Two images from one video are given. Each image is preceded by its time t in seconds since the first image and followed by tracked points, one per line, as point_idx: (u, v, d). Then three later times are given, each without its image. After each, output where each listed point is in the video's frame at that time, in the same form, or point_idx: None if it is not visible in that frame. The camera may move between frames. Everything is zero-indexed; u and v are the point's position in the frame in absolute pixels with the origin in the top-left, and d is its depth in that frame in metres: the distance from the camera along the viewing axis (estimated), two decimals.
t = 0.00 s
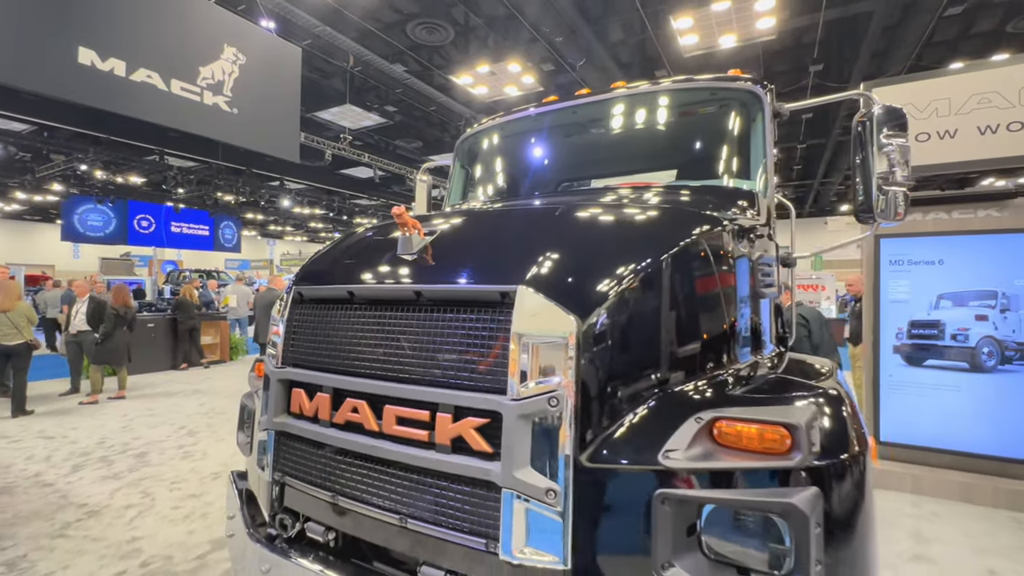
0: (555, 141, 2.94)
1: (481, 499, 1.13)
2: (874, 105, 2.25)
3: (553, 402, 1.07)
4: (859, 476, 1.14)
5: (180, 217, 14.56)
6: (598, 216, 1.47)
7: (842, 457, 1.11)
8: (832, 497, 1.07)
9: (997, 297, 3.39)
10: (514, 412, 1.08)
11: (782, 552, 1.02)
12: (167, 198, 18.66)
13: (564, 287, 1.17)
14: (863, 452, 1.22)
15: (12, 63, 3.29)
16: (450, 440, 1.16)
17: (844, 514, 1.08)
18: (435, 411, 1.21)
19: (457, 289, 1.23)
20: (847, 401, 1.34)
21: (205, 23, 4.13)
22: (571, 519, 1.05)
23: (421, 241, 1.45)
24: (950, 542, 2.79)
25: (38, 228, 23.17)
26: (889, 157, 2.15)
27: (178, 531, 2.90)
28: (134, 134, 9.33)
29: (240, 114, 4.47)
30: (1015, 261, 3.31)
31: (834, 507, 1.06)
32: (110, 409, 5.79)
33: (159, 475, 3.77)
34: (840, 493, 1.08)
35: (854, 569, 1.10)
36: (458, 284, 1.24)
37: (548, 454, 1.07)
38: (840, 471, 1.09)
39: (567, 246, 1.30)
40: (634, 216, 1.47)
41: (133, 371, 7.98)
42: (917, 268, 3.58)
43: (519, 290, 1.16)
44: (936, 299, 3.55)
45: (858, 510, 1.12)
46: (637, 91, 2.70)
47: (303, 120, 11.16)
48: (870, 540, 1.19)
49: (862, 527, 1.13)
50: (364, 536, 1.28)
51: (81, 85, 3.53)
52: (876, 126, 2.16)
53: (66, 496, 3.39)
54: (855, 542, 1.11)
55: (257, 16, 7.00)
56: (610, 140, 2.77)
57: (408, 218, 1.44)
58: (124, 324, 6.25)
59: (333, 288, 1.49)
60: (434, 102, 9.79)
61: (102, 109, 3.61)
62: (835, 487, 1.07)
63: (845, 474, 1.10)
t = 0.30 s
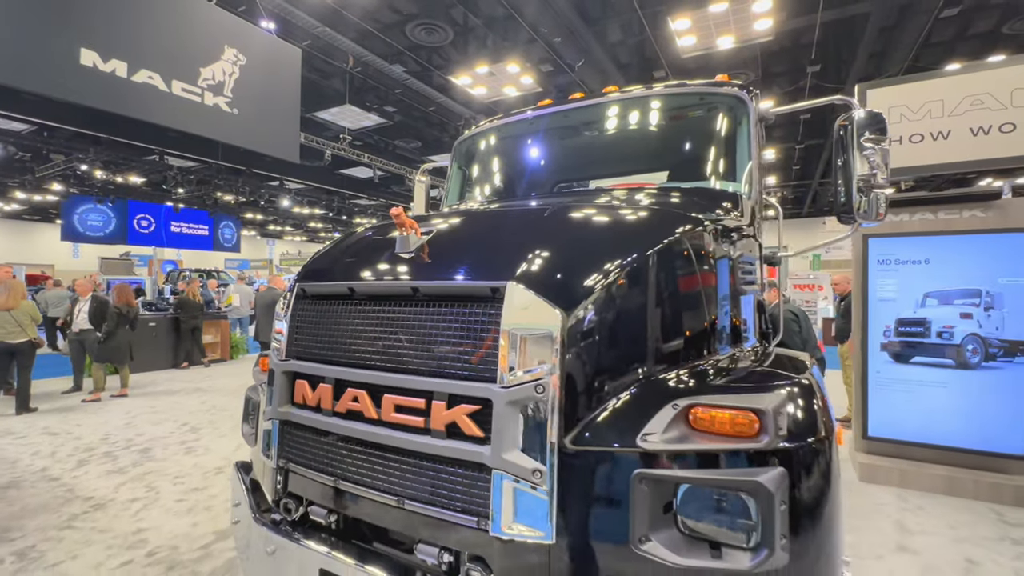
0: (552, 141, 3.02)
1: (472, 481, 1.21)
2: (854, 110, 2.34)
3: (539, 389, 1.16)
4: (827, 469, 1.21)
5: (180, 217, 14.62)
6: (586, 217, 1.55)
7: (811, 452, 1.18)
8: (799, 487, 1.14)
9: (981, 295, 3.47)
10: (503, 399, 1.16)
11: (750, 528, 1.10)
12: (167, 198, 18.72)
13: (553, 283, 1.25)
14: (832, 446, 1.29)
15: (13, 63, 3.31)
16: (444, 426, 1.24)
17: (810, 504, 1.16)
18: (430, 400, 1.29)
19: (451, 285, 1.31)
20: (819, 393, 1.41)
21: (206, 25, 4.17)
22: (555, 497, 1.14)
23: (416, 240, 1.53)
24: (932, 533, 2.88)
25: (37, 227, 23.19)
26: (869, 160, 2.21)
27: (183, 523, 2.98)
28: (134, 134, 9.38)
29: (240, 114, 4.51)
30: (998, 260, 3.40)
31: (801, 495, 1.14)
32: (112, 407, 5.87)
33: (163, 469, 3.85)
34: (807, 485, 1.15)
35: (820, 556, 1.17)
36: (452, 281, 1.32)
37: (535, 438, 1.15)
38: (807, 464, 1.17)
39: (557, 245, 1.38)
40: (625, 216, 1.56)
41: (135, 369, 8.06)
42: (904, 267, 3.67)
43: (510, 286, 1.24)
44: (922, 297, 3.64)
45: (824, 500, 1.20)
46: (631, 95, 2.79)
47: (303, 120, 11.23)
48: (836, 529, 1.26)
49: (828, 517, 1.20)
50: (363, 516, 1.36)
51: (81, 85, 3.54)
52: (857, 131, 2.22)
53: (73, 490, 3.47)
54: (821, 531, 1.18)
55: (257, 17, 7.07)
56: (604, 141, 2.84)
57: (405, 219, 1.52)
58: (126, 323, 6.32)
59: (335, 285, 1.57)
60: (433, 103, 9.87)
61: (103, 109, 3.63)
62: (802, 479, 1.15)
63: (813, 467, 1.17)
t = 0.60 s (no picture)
0: (547, 142, 3.07)
1: (460, 469, 1.28)
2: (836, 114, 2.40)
3: (523, 380, 1.23)
4: (797, 462, 1.27)
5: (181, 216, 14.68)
6: (572, 219, 1.62)
7: (782, 446, 1.24)
8: (769, 478, 1.20)
9: (967, 295, 3.54)
10: (488, 390, 1.23)
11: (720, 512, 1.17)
12: (167, 198, 18.77)
13: (538, 281, 1.32)
14: (803, 439, 1.36)
15: (12, 63, 3.36)
16: (433, 417, 1.31)
17: (779, 495, 1.21)
18: (421, 392, 1.36)
19: (442, 283, 1.38)
20: (793, 388, 1.48)
21: (206, 27, 4.23)
22: (538, 483, 1.21)
23: (409, 240, 1.60)
24: (915, 526, 2.96)
25: (36, 227, 23.21)
26: (850, 164, 2.29)
27: (184, 517, 3.05)
28: (134, 134, 9.43)
29: (240, 115, 4.57)
30: (983, 260, 3.47)
31: (770, 486, 1.20)
32: (114, 405, 5.93)
33: (164, 465, 3.92)
34: (776, 477, 1.21)
35: (788, 544, 1.23)
36: (443, 280, 1.39)
37: (518, 428, 1.22)
38: (778, 458, 1.23)
39: (544, 245, 1.45)
40: (610, 217, 1.63)
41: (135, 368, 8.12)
42: (892, 266, 3.75)
43: (497, 284, 1.31)
44: (909, 297, 3.71)
45: (794, 491, 1.25)
46: (623, 98, 2.86)
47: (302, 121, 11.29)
48: (805, 517, 1.33)
49: (798, 508, 1.26)
50: (358, 504, 1.43)
51: (81, 84, 3.59)
52: (839, 135, 2.30)
53: (76, 485, 3.54)
54: (791, 521, 1.24)
55: (256, 18, 7.13)
56: (598, 142, 2.90)
57: (398, 221, 1.59)
58: (127, 322, 6.37)
59: (332, 284, 1.64)
60: (433, 103, 9.94)
61: (103, 109, 3.69)
62: (772, 472, 1.21)
63: (783, 461, 1.23)
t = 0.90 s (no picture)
0: (541, 142, 3.13)
1: (446, 458, 1.34)
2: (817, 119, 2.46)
3: (506, 372, 1.29)
4: (767, 455, 1.33)
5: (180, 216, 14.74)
6: (559, 219, 1.68)
7: (753, 440, 1.29)
8: (739, 470, 1.26)
9: (953, 294, 3.60)
10: (473, 381, 1.29)
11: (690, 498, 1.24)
12: (166, 197, 18.82)
13: (524, 278, 1.38)
14: (774, 432, 1.42)
15: (14, 63, 3.40)
16: (421, 408, 1.37)
17: (750, 486, 1.27)
18: (409, 384, 1.42)
19: (431, 280, 1.44)
20: (767, 383, 1.54)
21: (206, 28, 4.29)
22: (519, 471, 1.28)
23: (400, 239, 1.66)
24: (899, 520, 3.02)
25: (36, 226, 23.24)
26: (832, 166, 2.34)
27: (183, 511, 3.11)
28: (134, 133, 9.48)
29: (239, 115, 4.62)
30: (968, 258, 3.53)
31: (740, 477, 1.26)
32: (114, 403, 5.99)
33: (163, 461, 3.98)
34: (747, 468, 1.27)
35: (757, 532, 1.29)
36: (432, 277, 1.45)
37: (500, 417, 1.29)
38: (749, 452, 1.29)
39: (530, 243, 1.51)
40: (594, 218, 1.69)
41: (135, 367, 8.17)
42: (880, 266, 3.81)
43: (482, 281, 1.37)
44: (897, 295, 3.77)
45: (764, 483, 1.32)
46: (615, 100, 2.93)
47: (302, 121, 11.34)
48: (774, 508, 1.39)
49: (767, 498, 1.32)
50: (350, 493, 1.49)
51: (81, 85, 3.64)
52: (823, 137, 2.35)
53: (76, 480, 3.60)
54: (760, 510, 1.30)
55: (256, 18, 7.18)
56: (590, 143, 2.96)
57: (389, 221, 1.65)
58: (127, 321, 6.43)
59: (326, 281, 1.69)
60: (432, 103, 10.01)
61: (104, 109, 3.74)
62: (743, 463, 1.27)
63: (754, 454, 1.29)
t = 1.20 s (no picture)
0: (535, 143, 3.19)
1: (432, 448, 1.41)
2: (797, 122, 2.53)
3: (489, 366, 1.36)
4: (737, 449, 1.40)
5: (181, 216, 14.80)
6: (545, 220, 1.75)
7: (724, 433, 1.36)
8: (709, 461, 1.33)
9: (937, 293, 3.67)
10: (457, 374, 1.37)
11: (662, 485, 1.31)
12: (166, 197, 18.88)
13: (509, 277, 1.45)
14: (746, 426, 1.49)
15: (16, 65, 3.48)
16: (409, 400, 1.45)
17: (720, 478, 1.34)
18: (398, 378, 1.49)
19: (420, 279, 1.51)
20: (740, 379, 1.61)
21: (205, 30, 4.36)
22: (500, 460, 1.35)
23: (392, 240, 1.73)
24: (881, 514, 3.10)
25: (36, 225, 23.28)
26: (814, 169, 2.44)
27: (182, 505, 3.18)
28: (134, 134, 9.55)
29: (238, 116, 4.70)
30: (952, 258, 3.60)
31: (710, 469, 1.32)
32: (114, 401, 6.05)
33: (163, 457, 4.05)
34: (717, 460, 1.34)
35: (726, 521, 1.36)
36: (422, 275, 1.52)
37: (482, 409, 1.36)
38: (719, 445, 1.35)
39: (516, 243, 1.58)
40: (578, 219, 1.76)
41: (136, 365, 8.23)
42: (867, 266, 3.89)
43: (469, 280, 1.44)
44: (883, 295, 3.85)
45: (734, 474, 1.38)
46: (605, 103, 3.00)
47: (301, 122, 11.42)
48: (744, 499, 1.46)
49: (737, 489, 1.39)
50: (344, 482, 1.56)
51: (82, 86, 3.70)
52: (805, 142, 2.44)
53: (78, 475, 3.67)
54: (730, 500, 1.37)
55: (256, 19, 7.24)
56: (583, 144, 3.02)
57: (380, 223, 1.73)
58: (128, 320, 6.49)
59: (321, 279, 1.77)
60: (431, 103, 10.09)
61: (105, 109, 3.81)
62: (713, 455, 1.34)
63: (724, 447, 1.36)
